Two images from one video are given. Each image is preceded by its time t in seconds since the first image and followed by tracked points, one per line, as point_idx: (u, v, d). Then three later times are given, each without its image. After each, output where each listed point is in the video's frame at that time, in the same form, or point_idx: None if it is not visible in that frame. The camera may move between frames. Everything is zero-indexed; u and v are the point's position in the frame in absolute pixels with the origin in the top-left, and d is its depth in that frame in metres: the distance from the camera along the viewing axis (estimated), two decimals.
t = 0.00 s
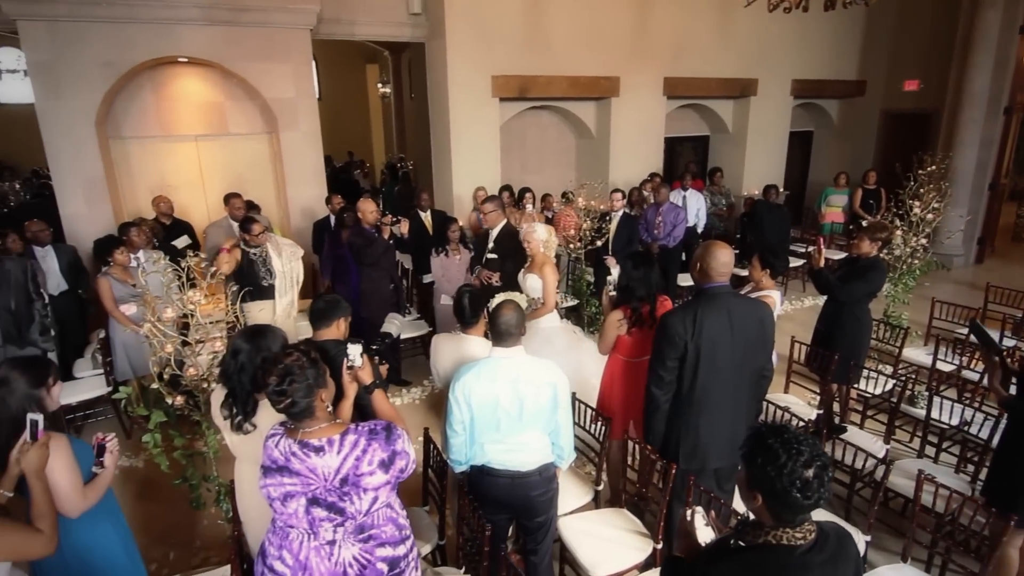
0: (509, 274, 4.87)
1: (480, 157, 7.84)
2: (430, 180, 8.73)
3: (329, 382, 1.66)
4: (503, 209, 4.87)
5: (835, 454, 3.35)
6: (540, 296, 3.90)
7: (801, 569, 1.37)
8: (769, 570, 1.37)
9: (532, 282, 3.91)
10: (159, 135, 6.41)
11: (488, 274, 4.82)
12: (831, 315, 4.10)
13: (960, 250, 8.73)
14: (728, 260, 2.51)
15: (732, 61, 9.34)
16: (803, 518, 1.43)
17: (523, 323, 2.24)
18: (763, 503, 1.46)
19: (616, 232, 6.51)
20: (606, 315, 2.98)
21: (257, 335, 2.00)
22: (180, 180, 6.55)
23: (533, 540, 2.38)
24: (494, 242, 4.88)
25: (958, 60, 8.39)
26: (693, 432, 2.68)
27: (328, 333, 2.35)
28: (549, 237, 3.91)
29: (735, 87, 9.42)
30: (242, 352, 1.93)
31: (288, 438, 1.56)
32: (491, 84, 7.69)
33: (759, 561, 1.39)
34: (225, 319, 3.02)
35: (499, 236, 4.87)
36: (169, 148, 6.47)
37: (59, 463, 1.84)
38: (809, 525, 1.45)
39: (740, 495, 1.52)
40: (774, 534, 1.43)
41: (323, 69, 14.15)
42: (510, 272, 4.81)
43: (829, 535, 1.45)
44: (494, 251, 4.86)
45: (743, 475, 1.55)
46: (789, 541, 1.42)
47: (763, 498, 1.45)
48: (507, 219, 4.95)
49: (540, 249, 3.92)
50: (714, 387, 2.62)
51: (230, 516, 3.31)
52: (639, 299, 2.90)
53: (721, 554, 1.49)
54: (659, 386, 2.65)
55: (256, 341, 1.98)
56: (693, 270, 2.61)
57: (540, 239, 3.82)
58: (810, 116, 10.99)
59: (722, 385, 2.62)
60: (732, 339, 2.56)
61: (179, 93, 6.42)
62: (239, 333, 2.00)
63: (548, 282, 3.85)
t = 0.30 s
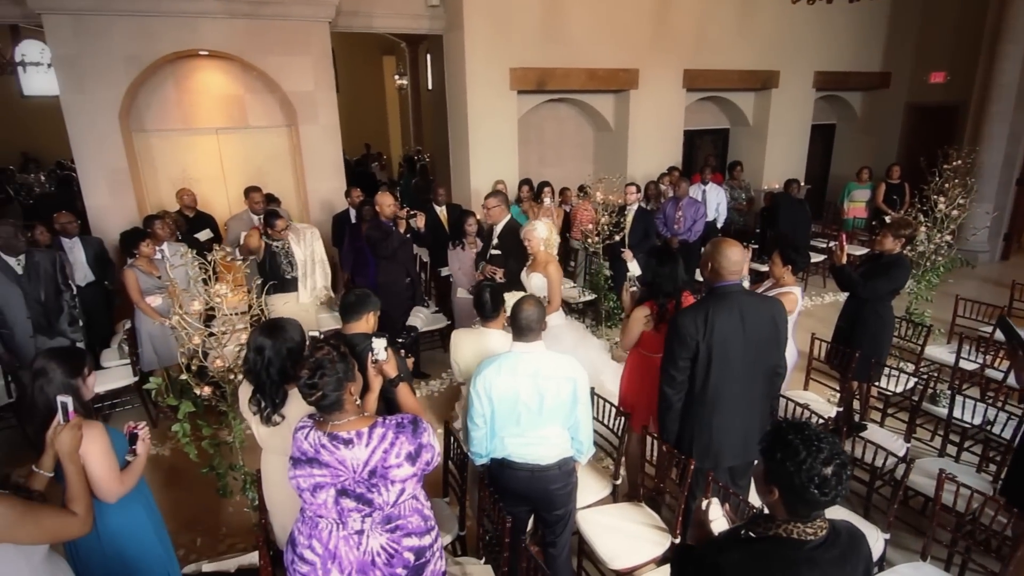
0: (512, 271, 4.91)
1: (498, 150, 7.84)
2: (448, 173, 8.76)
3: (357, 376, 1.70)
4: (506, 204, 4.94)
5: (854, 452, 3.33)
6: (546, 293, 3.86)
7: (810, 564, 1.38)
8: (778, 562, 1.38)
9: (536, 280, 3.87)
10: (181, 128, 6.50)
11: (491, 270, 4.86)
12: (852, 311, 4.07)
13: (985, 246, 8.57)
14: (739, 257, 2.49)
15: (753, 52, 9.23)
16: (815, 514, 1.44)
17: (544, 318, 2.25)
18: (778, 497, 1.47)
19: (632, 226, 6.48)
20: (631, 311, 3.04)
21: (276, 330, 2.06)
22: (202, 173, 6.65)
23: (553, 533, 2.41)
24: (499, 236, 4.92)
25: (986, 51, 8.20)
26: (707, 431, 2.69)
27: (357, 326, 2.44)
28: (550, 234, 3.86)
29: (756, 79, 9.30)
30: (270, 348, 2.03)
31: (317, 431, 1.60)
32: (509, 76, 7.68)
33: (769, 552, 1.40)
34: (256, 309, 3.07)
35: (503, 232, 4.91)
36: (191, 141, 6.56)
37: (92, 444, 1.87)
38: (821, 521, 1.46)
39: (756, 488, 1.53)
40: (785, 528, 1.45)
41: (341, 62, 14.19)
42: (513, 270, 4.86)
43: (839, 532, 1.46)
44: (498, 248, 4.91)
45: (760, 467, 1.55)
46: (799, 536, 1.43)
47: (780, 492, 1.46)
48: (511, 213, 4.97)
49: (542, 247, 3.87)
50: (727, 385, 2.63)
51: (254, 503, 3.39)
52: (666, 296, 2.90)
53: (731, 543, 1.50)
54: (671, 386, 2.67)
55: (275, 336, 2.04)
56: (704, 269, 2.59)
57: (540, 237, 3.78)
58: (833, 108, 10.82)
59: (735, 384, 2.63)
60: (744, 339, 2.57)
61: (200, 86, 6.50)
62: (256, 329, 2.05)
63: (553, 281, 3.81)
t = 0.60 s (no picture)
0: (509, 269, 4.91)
1: (514, 144, 7.84)
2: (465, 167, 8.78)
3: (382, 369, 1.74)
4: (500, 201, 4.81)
5: (872, 450, 3.32)
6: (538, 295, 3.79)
7: (825, 555, 1.40)
8: (795, 555, 1.40)
9: (529, 279, 3.80)
10: (201, 121, 6.57)
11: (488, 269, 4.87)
12: (872, 309, 4.04)
13: (1009, 243, 8.43)
14: (743, 258, 2.49)
15: (773, 45, 9.12)
16: (832, 508, 1.45)
17: (562, 314, 2.27)
18: (795, 491, 1.48)
19: (648, 220, 6.46)
20: (651, 307, 3.04)
21: (285, 327, 2.20)
22: (221, 166, 6.72)
23: (569, 526, 2.44)
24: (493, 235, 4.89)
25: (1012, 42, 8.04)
26: (723, 432, 2.70)
27: (380, 320, 2.50)
28: (543, 233, 3.88)
29: (775, 72, 9.20)
30: (286, 346, 2.17)
31: (343, 423, 1.64)
32: (525, 70, 7.67)
33: (785, 546, 1.42)
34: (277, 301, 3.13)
35: (498, 229, 4.87)
36: (210, 135, 6.63)
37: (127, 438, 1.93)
38: (836, 514, 1.48)
39: (772, 483, 1.54)
40: (801, 521, 1.46)
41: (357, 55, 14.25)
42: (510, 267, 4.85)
43: (855, 525, 1.48)
44: (494, 245, 4.90)
45: (776, 463, 1.57)
46: (815, 529, 1.45)
47: (797, 486, 1.47)
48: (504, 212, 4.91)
49: (535, 245, 3.87)
50: (741, 385, 2.63)
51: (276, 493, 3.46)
52: (688, 291, 2.90)
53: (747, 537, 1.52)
54: (685, 391, 2.68)
55: (286, 333, 2.18)
56: (712, 273, 2.60)
57: (533, 235, 3.81)
58: (854, 102, 10.66)
59: (748, 384, 2.64)
60: (756, 340, 2.57)
61: (219, 80, 6.56)
62: (267, 330, 2.17)
63: (546, 279, 3.80)
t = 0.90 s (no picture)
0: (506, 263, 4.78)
1: (529, 138, 7.85)
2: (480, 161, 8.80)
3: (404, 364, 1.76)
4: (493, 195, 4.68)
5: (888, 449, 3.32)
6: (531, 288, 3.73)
7: (849, 553, 1.41)
8: (821, 553, 1.41)
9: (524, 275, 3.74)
10: (221, 115, 6.64)
11: (485, 264, 4.74)
12: (890, 308, 4.01)
13: None
14: (750, 259, 2.51)
15: (792, 38, 9.02)
16: (856, 506, 1.47)
17: (580, 310, 2.29)
18: (819, 490, 1.50)
19: (663, 216, 6.43)
20: (669, 304, 3.05)
21: (300, 324, 2.23)
22: (240, 160, 6.80)
23: (585, 520, 2.47)
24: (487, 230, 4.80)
25: None
26: (738, 430, 2.71)
27: (398, 316, 2.53)
28: (540, 228, 3.84)
29: (794, 65, 9.10)
30: (302, 342, 2.20)
31: (367, 416, 1.68)
32: (541, 64, 7.66)
33: (811, 545, 1.43)
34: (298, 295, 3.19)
35: (493, 224, 4.75)
36: (230, 129, 6.70)
37: (160, 429, 2.00)
38: (860, 513, 1.50)
39: (795, 482, 1.55)
40: (825, 519, 1.48)
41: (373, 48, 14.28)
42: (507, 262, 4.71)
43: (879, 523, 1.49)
44: (489, 240, 4.77)
45: (799, 463, 1.58)
46: (840, 527, 1.46)
47: (821, 485, 1.49)
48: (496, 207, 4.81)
49: (531, 240, 3.82)
50: (755, 384, 2.64)
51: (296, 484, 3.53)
52: (706, 287, 2.91)
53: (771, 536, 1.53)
54: (699, 391, 2.70)
55: (301, 330, 2.21)
56: (722, 275, 2.61)
57: (529, 230, 3.76)
58: (874, 96, 10.52)
59: (763, 384, 2.65)
60: (770, 341, 2.58)
61: (239, 75, 6.62)
62: (283, 326, 2.21)
63: (541, 273, 3.73)
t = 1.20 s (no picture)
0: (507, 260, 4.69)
1: (546, 133, 7.85)
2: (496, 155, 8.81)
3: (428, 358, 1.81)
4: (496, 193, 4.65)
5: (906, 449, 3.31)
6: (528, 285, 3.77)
7: (876, 551, 1.43)
8: (848, 551, 1.43)
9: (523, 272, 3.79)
10: (241, 110, 6.72)
11: (486, 261, 4.65)
12: (909, 307, 3.98)
13: None
14: (761, 259, 2.52)
15: (812, 31, 8.91)
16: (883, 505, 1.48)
17: (599, 307, 2.31)
18: (847, 489, 1.51)
19: (679, 211, 6.41)
20: (687, 302, 3.05)
21: (322, 318, 2.26)
22: (259, 154, 6.88)
23: (601, 515, 2.50)
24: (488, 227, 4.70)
25: None
26: (752, 429, 2.72)
27: (417, 312, 2.59)
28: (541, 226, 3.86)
29: (814, 59, 8.99)
30: (323, 335, 2.23)
31: (391, 410, 1.72)
32: (558, 58, 7.65)
33: (838, 543, 1.46)
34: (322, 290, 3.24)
35: (493, 222, 4.65)
36: (250, 123, 6.78)
37: (191, 417, 2.08)
38: (885, 511, 1.51)
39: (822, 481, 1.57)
40: (852, 518, 1.49)
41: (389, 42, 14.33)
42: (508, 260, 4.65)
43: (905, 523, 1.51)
44: (489, 237, 4.67)
45: (827, 461, 1.60)
46: (866, 526, 1.48)
47: (849, 484, 1.51)
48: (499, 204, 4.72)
49: (533, 238, 3.84)
50: (769, 383, 2.65)
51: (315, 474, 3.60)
52: (724, 284, 2.92)
53: (796, 535, 1.55)
54: (711, 389, 2.72)
55: (323, 323, 2.25)
56: (736, 275, 2.61)
57: (531, 228, 3.78)
58: (895, 90, 10.37)
59: (776, 383, 2.66)
60: (784, 340, 2.58)
61: (258, 69, 6.69)
62: (305, 320, 2.25)
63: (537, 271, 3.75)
